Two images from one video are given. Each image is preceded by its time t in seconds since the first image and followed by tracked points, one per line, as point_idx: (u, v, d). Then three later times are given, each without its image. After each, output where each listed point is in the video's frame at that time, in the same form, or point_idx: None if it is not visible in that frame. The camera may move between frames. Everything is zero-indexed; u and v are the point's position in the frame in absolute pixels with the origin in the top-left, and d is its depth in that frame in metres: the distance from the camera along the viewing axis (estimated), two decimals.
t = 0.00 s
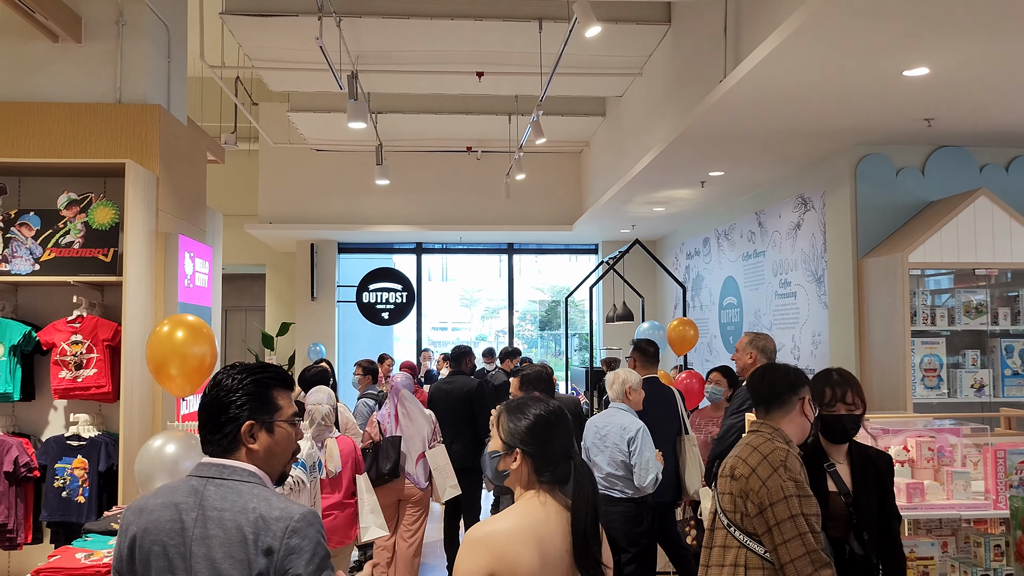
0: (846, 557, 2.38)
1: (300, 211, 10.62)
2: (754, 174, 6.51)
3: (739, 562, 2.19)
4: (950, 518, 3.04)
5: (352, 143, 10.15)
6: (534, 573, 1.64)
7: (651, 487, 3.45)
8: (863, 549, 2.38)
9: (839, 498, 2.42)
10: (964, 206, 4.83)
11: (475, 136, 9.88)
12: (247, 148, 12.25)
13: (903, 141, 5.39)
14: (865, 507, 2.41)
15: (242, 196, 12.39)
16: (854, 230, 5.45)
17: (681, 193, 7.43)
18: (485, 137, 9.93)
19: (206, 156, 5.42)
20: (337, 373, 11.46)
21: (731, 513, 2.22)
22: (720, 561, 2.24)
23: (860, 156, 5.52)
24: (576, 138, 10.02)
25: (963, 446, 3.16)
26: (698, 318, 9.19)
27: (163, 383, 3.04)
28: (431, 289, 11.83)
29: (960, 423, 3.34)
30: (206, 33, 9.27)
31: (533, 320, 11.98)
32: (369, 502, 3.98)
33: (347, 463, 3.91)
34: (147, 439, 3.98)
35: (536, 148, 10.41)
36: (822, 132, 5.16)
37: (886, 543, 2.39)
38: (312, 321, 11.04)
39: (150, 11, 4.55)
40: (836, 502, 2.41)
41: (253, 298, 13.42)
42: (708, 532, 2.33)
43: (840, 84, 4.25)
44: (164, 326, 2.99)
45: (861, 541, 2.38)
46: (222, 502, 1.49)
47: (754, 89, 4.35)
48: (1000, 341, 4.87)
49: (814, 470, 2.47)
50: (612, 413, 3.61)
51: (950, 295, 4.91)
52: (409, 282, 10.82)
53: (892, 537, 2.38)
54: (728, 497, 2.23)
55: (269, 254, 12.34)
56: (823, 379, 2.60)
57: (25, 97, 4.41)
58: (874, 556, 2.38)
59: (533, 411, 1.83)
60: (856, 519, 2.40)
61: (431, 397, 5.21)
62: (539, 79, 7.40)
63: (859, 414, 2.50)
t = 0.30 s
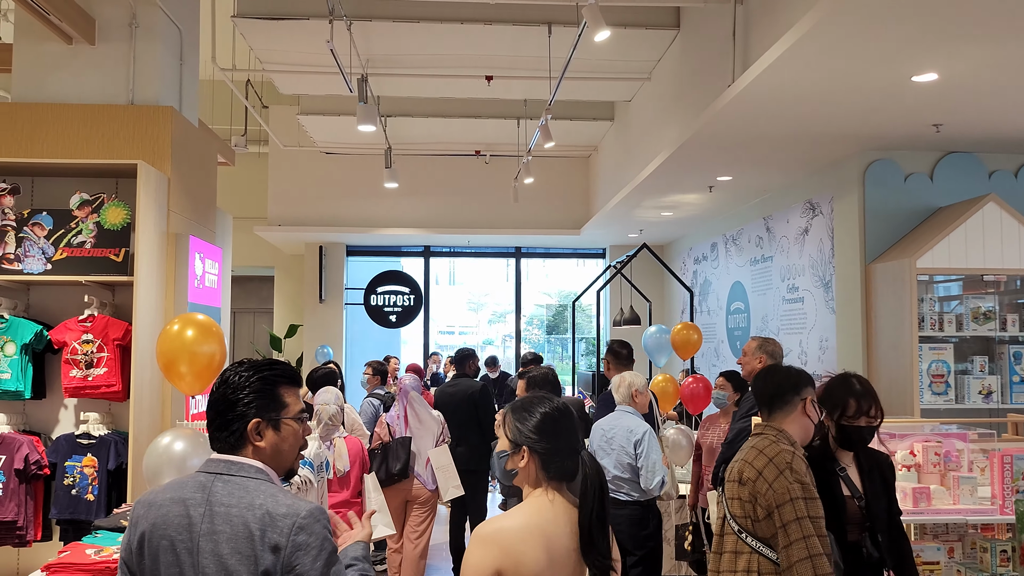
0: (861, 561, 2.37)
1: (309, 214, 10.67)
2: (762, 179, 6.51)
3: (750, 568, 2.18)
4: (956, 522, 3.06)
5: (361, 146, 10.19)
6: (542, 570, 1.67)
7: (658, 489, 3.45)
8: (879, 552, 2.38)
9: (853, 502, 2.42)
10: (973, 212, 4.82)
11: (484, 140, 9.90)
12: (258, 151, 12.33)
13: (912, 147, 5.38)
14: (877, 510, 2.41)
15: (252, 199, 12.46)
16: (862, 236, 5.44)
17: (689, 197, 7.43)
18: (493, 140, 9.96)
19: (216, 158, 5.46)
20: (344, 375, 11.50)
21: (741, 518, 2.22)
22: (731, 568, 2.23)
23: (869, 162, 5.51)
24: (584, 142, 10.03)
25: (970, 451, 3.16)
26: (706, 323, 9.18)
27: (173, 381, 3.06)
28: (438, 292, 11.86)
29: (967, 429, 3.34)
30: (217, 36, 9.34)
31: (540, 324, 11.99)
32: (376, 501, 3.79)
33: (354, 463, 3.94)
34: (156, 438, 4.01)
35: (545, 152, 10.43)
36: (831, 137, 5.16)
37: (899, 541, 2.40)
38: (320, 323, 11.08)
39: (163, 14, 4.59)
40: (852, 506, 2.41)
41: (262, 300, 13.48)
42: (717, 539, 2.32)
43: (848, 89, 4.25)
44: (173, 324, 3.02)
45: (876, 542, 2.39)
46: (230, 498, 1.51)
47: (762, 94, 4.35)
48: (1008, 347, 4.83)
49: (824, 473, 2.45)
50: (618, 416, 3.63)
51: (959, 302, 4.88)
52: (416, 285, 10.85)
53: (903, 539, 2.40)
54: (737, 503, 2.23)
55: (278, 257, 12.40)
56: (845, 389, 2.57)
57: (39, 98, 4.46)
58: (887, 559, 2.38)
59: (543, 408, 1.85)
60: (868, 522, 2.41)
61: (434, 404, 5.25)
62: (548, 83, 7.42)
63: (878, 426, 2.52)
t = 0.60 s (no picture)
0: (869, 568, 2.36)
1: (315, 217, 10.69)
2: (768, 184, 6.51)
3: None
4: (962, 529, 3.05)
5: (367, 150, 10.22)
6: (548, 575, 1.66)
7: (662, 494, 3.45)
8: (887, 559, 2.35)
9: (864, 509, 2.41)
10: (979, 218, 4.83)
11: (490, 144, 9.92)
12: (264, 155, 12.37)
13: (919, 153, 5.37)
14: (886, 516, 2.40)
15: (258, 202, 12.50)
16: (868, 242, 5.42)
17: (694, 202, 7.42)
18: (499, 145, 9.97)
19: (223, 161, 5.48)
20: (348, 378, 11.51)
21: (744, 530, 2.25)
22: None
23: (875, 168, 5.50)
24: (590, 147, 10.04)
25: (976, 457, 3.15)
26: (711, 328, 9.16)
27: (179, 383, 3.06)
28: (443, 296, 11.86)
29: (974, 435, 3.33)
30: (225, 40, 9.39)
31: (545, 329, 11.98)
32: (376, 499, 4.05)
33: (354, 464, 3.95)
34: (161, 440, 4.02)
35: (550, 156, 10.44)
36: (837, 142, 5.15)
37: (907, 551, 2.38)
38: (325, 327, 11.10)
39: (171, 18, 4.62)
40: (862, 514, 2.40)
41: (267, 303, 13.51)
42: (723, 549, 2.35)
43: (854, 94, 4.24)
44: (180, 326, 3.03)
45: (885, 550, 2.36)
46: (235, 499, 1.51)
47: (768, 99, 4.35)
48: (1015, 353, 4.80)
49: (835, 479, 2.45)
50: (621, 420, 3.64)
51: (965, 308, 4.88)
52: (421, 288, 10.86)
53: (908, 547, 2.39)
54: (741, 514, 2.26)
55: (284, 260, 12.44)
56: (862, 399, 2.54)
57: (47, 101, 4.49)
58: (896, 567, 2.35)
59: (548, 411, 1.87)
60: (878, 528, 2.39)
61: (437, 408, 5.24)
62: (553, 88, 7.44)
63: (892, 436, 2.52)
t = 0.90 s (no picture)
0: None
1: (315, 220, 10.70)
2: (769, 190, 6.51)
3: None
4: (963, 536, 3.02)
5: (368, 154, 10.23)
6: None
7: (660, 499, 3.44)
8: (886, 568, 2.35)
9: (862, 515, 2.41)
10: (980, 224, 4.82)
11: (491, 149, 9.93)
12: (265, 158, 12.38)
13: (920, 159, 5.37)
14: (886, 524, 2.40)
15: (259, 205, 12.50)
16: (868, 248, 5.42)
17: (695, 207, 7.43)
18: (499, 149, 9.98)
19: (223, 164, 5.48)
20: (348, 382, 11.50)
21: (748, 550, 2.25)
22: None
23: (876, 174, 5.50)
24: (591, 152, 10.05)
25: (976, 464, 3.17)
26: (711, 334, 9.15)
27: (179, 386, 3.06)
28: (443, 300, 11.86)
29: (974, 443, 3.33)
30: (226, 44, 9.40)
31: (545, 333, 11.98)
32: (371, 497, 3.98)
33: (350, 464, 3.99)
34: (160, 443, 4.01)
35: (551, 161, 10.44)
36: (837, 148, 5.15)
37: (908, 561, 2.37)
38: (325, 330, 11.09)
39: (173, 21, 4.62)
40: (860, 521, 2.40)
41: (267, 306, 13.51)
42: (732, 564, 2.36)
43: (855, 101, 4.24)
44: (181, 330, 3.03)
45: (883, 560, 2.36)
46: (237, 503, 1.50)
47: (769, 104, 4.35)
48: (1015, 360, 4.79)
49: (836, 485, 2.42)
50: (620, 425, 3.64)
51: (966, 314, 4.88)
52: (421, 292, 10.86)
53: (910, 554, 2.38)
54: (743, 535, 2.27)
55: (285, 263, 12.44)
56: (864, 404, 2.52)
57: (48, 103, 4.49)
58: None
59: (546, 417, 1.87)
60: (875, 537, 2.39)
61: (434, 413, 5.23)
62: (554, 92, 7.44)
63: (895, 440, 2.46)
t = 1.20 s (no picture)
0: None
1: (312, 223, 10.69)
2: (766, 194, 6.52)
3: None
4: (959, 541, 3.03)
5: (365, 157, 10.22)
6: None
7: (655, 503, 3.44)
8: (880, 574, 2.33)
9: (855, 520, 2.37)
10: (976, 229, 4.84)
11: (488, 152, 9.93)
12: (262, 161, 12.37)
13: (916, 164, 5.38)
14: (880, 530, 2.39)
15: (256, 208, 12.49)
16: (865, 253, 5.43)
17: (692, 212, 7.43)
18: (497, 153, 9.98)
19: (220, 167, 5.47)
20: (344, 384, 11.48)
21: (761, 564, 2.17)
22: None
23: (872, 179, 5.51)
24: (588, 156, 10.06)
25: (973, 469, 3.16)
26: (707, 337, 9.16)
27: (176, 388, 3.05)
28: (440, 303, 11.84)
29: (972, 447, 3.32)
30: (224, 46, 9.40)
31: (541, 337, 11.96)
32: (365, 497, 3.99)
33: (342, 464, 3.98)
34: (155, 446, 4.00)
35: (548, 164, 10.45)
36: (833, 153, 5.17)
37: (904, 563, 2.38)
38: (321, 333, 11.07)
39: (170, 23, 4.61)
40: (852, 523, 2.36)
41: (263, 308, 13.49)
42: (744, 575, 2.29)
43: (851, 105, 4.25)
44: (180, 332, 3.02)
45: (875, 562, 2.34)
46: (233, 506, 1.49)
47: (766, 109, 4.36)
48: (1011, 365, 4.81)
49: (828, 488, 2.39)
50: (615, 429, 3.62)
51: (961, 319, 4.88)
52: (418, 295, 10.86)
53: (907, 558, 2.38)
54: (755, 548, 2.19)
55: (281, 266, 12.43)
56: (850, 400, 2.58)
57: (43, 104, 4.48)
58: None
59: (541, 419, 1.86)
60: (869, 541, 2.37)
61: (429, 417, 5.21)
62: (551, 95, 7.44)
63: (886, 436, 2.49)
